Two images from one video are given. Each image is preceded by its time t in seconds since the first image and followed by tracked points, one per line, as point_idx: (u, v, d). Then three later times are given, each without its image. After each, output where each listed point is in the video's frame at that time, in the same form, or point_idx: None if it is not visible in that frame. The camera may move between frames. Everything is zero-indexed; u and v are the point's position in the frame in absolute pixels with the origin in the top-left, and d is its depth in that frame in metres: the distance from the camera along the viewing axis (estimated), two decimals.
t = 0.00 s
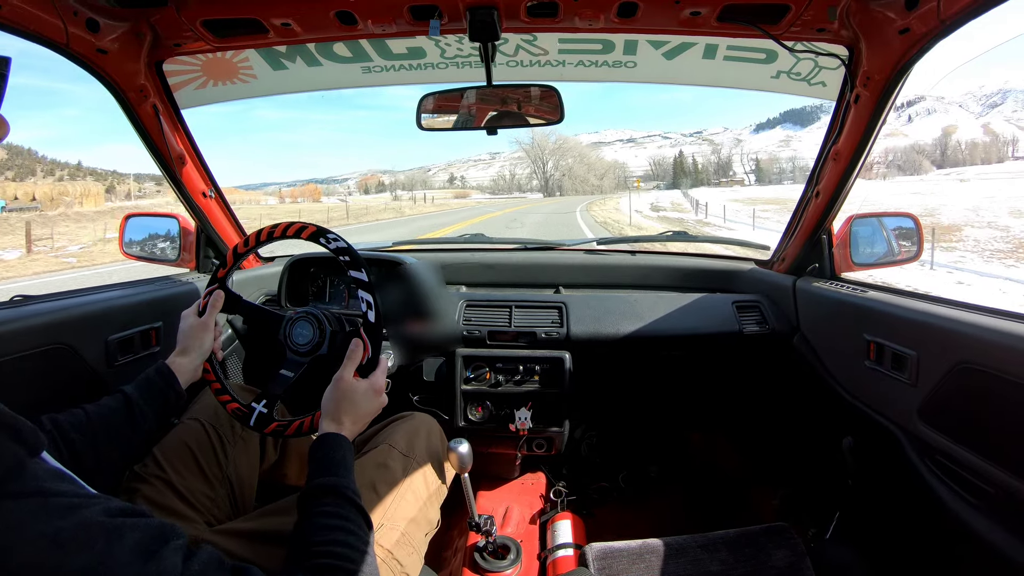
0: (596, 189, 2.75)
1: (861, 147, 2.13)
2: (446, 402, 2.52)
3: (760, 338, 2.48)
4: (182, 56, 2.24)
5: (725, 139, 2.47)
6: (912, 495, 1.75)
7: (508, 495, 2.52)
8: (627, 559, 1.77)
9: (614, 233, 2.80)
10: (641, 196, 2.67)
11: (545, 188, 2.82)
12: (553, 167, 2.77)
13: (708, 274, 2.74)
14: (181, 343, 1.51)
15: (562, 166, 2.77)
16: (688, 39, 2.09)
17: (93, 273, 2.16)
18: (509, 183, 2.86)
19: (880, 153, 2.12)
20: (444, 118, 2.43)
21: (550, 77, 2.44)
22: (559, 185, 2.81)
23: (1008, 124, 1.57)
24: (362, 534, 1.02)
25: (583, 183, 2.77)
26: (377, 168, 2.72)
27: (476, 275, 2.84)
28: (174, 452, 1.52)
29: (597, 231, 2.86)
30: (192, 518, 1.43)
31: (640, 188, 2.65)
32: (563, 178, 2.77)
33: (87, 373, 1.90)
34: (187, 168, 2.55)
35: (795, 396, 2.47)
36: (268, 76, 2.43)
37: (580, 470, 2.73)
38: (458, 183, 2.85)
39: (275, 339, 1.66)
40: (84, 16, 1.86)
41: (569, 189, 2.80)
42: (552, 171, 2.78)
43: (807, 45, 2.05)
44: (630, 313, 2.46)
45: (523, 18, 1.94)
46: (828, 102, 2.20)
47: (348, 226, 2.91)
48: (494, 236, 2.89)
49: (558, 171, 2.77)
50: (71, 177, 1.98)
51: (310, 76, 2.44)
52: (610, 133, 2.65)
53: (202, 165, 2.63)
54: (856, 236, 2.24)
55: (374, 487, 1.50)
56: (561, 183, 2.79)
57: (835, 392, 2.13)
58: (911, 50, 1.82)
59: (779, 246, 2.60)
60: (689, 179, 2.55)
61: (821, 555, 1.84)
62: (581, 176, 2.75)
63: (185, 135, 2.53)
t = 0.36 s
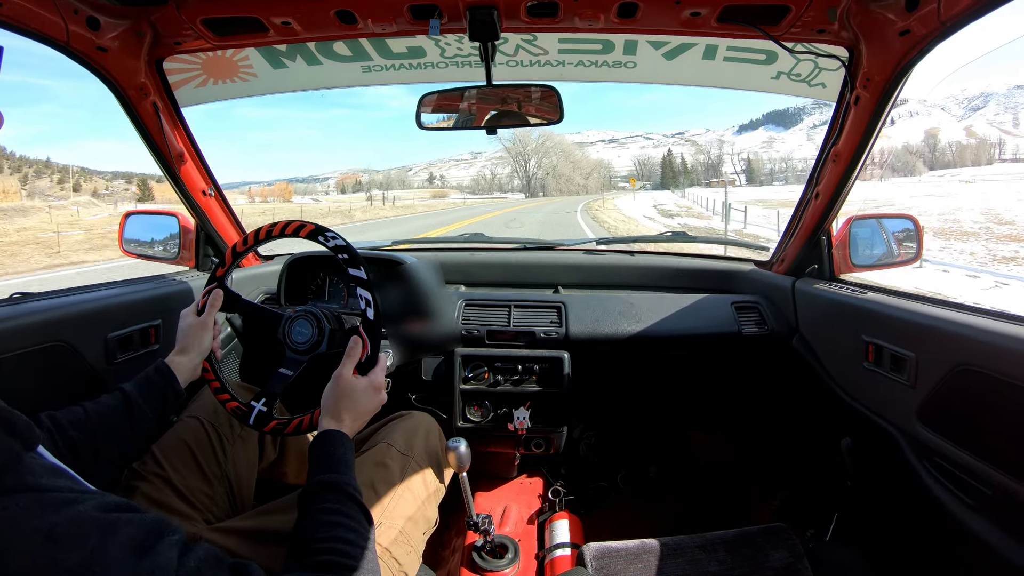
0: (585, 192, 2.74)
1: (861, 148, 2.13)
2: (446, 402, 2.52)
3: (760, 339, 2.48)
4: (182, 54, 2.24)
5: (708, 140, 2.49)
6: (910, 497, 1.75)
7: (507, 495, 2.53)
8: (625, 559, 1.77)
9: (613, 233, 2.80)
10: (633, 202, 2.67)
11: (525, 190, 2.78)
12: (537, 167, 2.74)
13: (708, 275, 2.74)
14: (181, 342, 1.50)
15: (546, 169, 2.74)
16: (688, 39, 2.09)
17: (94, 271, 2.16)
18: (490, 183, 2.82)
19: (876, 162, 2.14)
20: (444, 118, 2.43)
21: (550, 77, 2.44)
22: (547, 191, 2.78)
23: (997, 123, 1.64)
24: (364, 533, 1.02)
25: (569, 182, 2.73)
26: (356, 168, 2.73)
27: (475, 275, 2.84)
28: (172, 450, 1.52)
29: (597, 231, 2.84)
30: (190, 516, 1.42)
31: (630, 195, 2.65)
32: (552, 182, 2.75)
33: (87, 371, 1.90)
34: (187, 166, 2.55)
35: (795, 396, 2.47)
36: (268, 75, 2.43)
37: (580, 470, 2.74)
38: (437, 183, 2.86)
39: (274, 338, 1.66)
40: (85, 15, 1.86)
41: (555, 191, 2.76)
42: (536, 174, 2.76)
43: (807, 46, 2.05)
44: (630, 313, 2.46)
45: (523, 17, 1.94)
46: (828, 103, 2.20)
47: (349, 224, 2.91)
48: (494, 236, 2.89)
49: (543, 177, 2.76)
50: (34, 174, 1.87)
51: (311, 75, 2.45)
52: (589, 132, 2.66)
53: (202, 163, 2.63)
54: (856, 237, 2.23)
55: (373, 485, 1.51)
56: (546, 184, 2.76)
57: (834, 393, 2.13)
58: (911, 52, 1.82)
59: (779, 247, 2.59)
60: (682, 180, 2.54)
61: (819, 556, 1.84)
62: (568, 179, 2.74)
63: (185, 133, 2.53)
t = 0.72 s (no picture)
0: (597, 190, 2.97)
1: (861, 150, 2.12)
2: (445, 402, 2.52)
3: (758, 342, 2.48)
4: (182, 52, 2.24)
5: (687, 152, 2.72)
6: (906, 499, 1.75)
7: (507, 496, 2.63)
8: (623, 558, 1.78)
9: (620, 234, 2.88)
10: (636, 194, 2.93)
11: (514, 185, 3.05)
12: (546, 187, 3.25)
13: (707, 276, 2.74)
14: (186, 366, 1.47)
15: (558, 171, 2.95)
16: (688, 40, 2.09)
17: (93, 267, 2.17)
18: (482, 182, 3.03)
19: (877, 160, 2.13)
20: (444, 117, 2.44)
21: (550, 77, 2.43)
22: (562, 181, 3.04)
23: (987, 127, 1.63)
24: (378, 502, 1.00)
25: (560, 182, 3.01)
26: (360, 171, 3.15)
27: (474, 275, 2.82)
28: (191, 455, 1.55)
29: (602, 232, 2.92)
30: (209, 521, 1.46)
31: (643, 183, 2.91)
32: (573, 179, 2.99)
33: (85, 368, 1.90)
34: (187, 164, 2.55)
35: (789, 398, 2.47)
36: (267, 73, 2.43)
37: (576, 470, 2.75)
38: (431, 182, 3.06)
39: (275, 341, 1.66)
40: (85, 11, 1.87)
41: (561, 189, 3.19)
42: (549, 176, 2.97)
43: (807, 47, 2.04)
44: (631, 313, 2.44)
45: (523, 17, 1.94)
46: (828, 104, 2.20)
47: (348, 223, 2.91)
48: (493, 236, 3.02)
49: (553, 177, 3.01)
50: None
51: (311, 74, 2.45)
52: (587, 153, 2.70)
53: (202, 162, 2.63)
54: (856, 237, 2.26)
55: (394, 499, 1.51)
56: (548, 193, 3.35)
57: (833, 396, 2.13)
58: (911, 54, 1.81)
59: (778, 248, 2.59)
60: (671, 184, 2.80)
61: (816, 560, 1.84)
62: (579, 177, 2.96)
63: (185, 132, 2.53)
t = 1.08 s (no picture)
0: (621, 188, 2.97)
1: (861, 150, 2.13)
2: (445, 402, 2.52)
3: (758, 342, 2.48)
4: (182, 52, 2.24)
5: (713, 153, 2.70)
6: (905, 499, 1.75)
7: (507, 496, 2.64)
8: (623, 558, 1.77)
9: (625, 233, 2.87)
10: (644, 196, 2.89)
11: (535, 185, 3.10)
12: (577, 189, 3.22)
13: (707, 276, 2.73)
14: (183, 356, 1.47)
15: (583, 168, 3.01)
16: (688, 39, 2.09)
17: (94, 267, 2.17)
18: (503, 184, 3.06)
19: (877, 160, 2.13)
20: (444, 117, 2.44)
21: (550, 77, 2.43)
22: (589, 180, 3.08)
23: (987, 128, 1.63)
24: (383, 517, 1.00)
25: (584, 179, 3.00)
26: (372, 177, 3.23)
27: (474, 275, 2.82)
28: (183, 452, 1.53)
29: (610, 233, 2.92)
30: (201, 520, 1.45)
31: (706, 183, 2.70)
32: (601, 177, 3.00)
33: (86, 368, 1.90)
34: (187, 164, 2.55)
35: (789, 398, 2.47)
36: (267, 73, 2.43)
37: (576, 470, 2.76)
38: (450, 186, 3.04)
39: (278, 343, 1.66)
40: (85, 12, 1.87)
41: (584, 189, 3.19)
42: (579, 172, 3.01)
43: (807, 47, 2.04)
44: (636, 312, 2.43)
45: (523, 17, 1.94)
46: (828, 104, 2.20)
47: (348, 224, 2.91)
48: (493, 236, 3.02)
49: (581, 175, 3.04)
50: None
51: (311, 74, 2.45)
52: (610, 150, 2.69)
53: (202, 162, 2.63)
54: (856, 238, 2.26)
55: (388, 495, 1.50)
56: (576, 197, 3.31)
57: (833, 396, 2.13)
58: (911, 54, 1.81)
59: (778, 248, 2.59)
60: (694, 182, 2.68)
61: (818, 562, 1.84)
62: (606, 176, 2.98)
63: (185, 132, 2.53)
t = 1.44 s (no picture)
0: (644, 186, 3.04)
1: (860, 150, 2.13)
2: (446, 403, 2.52)
3: (759, 341, 2.48)
4: (182, 54, 2.24)
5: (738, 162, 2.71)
6: (907, 498, 1.75)
7: (508, 496, 2.64)
8: (625, 559, 1.77)
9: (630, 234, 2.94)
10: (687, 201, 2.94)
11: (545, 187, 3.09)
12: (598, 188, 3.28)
13: (707, 276, 2.73)
14: (179, 362, 1.51)
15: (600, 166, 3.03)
16: (688, 40, 2.09)
17: (95, 268, 2.16)
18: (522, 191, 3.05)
19: (877, 160, 2.13)
20: (445, 118, 2.44)
21: (550, 77, 2.44)
22: (609, 178, 3.12)
23: (986, 126, 1.64)
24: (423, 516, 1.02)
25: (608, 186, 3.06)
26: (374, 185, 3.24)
27: (475, 275, 2.82)
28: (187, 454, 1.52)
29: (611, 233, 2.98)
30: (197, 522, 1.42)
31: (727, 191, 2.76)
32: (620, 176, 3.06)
33: (86, 369, 1.90)
34: (187, 166, 2.55)
35: (789, 398, 2.47)
36: (267, 74, 2.43)
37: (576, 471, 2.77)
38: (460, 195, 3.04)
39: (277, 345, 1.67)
40: (85, 13, 1.87)
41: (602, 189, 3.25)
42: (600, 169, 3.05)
43: (807, 47, 2.04)
44: (632, 313, 2.43)
45: (524, 17, 1.94)
46: (828, 104, 2.20)
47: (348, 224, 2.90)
48: (493, 236, 3.02)
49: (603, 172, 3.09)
50: None
51: (311, 75, 2.45)
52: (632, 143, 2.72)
53: (202, 163, 2.63)
54: (856, 238, 2.26)
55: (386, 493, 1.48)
56: (594, 198, 3.35)
57: (833, 396, 2.13)
58: (911, 54, 1.82)
59: (778, 248, 2.60)
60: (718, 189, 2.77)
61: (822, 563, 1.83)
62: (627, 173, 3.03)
63: (185, 133, 2.53)
